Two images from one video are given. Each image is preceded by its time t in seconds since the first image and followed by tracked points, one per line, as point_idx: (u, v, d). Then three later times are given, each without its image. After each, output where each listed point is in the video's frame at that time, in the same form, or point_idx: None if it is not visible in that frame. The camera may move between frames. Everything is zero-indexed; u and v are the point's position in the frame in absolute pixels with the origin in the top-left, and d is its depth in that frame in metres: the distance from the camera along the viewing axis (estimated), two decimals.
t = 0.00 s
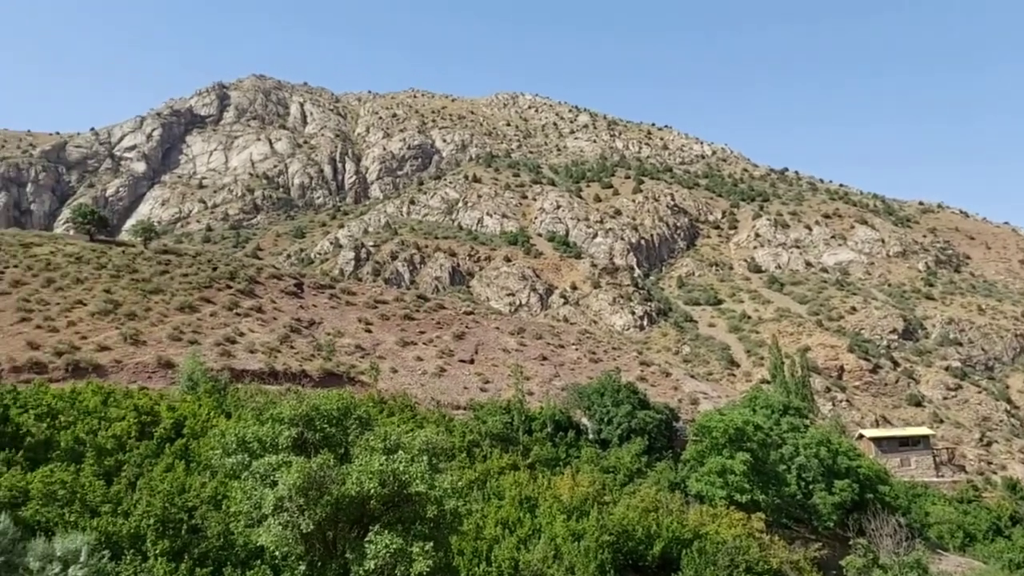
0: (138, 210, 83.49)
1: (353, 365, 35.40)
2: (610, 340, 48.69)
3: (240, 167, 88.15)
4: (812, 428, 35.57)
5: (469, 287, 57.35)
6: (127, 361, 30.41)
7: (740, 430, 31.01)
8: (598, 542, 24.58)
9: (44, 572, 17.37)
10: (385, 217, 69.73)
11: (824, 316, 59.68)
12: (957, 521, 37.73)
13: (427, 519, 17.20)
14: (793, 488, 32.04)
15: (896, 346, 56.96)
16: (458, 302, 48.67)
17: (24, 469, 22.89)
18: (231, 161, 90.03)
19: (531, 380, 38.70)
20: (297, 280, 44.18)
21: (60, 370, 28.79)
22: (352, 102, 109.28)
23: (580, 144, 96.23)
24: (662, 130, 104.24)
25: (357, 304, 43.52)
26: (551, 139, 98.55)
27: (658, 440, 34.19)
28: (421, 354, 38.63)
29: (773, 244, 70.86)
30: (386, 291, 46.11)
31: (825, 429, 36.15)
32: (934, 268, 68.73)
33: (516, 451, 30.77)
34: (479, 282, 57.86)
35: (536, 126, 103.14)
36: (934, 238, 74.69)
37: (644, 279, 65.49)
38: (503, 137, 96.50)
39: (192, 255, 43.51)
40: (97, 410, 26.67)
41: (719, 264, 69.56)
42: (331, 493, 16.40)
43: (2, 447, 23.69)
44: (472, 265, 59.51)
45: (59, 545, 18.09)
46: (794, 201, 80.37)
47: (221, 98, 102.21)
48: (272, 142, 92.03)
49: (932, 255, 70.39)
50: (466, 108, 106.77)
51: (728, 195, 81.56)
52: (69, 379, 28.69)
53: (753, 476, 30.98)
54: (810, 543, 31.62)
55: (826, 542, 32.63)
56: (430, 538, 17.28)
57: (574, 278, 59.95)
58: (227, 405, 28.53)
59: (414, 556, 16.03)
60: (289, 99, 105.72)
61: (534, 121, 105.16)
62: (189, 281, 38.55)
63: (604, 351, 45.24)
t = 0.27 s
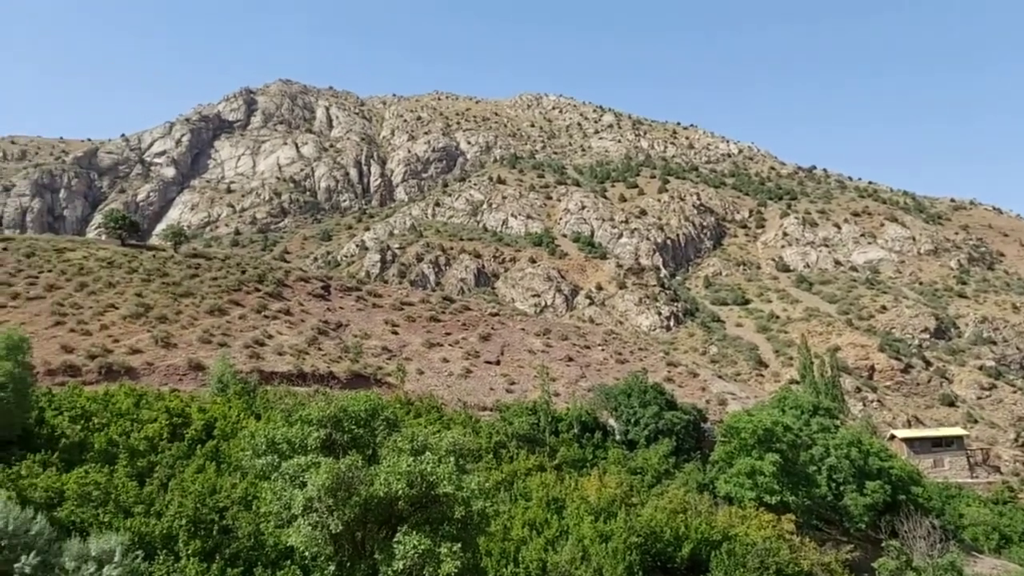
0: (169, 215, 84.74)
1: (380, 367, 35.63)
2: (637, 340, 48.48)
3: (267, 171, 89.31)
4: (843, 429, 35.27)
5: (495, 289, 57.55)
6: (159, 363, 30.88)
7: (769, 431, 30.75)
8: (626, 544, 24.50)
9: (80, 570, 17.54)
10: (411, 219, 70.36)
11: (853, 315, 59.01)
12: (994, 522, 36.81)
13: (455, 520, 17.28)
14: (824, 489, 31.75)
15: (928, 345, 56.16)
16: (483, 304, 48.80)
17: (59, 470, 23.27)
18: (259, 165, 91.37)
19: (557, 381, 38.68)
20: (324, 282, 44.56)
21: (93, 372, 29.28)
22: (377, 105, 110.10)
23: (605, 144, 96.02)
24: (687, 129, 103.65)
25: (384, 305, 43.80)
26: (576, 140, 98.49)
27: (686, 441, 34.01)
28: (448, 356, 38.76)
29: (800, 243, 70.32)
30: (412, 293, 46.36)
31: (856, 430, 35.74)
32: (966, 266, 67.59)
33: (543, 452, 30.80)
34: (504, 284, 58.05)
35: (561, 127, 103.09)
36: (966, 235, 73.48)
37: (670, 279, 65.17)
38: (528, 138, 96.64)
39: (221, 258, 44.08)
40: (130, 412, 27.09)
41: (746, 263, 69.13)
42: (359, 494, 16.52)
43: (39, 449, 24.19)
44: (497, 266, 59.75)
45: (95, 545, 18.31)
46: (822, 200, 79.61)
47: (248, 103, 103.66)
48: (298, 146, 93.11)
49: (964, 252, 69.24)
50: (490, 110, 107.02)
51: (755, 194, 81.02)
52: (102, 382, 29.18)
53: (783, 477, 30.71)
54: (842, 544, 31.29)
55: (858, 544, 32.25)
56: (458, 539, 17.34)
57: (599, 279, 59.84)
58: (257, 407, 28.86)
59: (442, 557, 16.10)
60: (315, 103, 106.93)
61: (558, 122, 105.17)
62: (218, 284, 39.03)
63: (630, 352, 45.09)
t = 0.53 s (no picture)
0: (188, 217, 86.00)
1: (398, 367, 35.75)
2: (654, 339, 48.34)
3: (285, 173, 90.09)
4: (864, 427, 35.02)
5: (511, 288, 57.68)
6: (180, 364, 31.18)
7: (789, 430, 30.54)
8: (646, 543, 24.42)
9: (104, 570, 17.76)
10: (427, 219, 70.99)
11: (874, 312, 58.46)
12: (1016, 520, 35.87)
13: (474, 519, 17.31)
14: (845, 488, 31.59)
15: (950, 342, 55.62)
16: (500, 303, 48.87)
17: (82, 471, 23.57)
18: (277, 167, 92.20)
19: (575, 380, 38.65)
20: (341, 283, 44.77)
21: (115, 374, 29.64)
22: (393, 106, 110.53)
23: (621, 143, 95.84)
24: (704, 127, 103.22)
25: (401, 306, 43.95)
26: (592, 138, 98.37)
27: (705, 440, 33.88)
28: (465, 356, 38.82)
29: (819, 240, 69.93)
30: (430, 293, 46.51)
31: (877, 428, 35.47)
32: (988, 261, 66.77)
33: (561, 451, 30.82)
34: (521, 283, 58.17)
35: (577, 126, 102.95)
36: (988, 231, 72.63)
37: (689, 277, 64.93)
38: (544, 137, 96.65)
39: (240, 260, 44.43)
40: (152, 412, 27.36)
41: (765, 261, 68.84)
42: (378, 493, 16.58)
43: (63, 450, 24.55)
44: (514, 266, 59.94)
45: (118, 544, 18.46)
46: (841, 196, 79.11)
47: (265, 105, 104.53)
48: (315, 148, 93.90)
49: (986, 248, 68.44)
50: (506, 109, 107.12)
51: (774, 191, 80.63)
52: (124, 383, 29.50)
53: (803, 476, 30.53)
54: (864, 544, 31.08)
55: (880, 543, 32.03)
56: (477, 538, 17.38)
57: (617, 278, 59.72)
58: (277, 407, 29.06)
59: (461, 556, 16.13)
60: (332, 104, 107.55)
61: (574, 120, 105.08)
62: (237, 286, 39.33)
63: (648, 351, 44.97)
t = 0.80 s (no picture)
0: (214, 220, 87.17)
1: (422, 367, 35.88)
2: (678, 337, 48.12)
3: (309, 175, 91.00)
4: (892, 425, 34.55)
5: (534, 288, 57.81)
6: (207, 365, 31.56)
7: (815, 428, 30.21)
8: (671, 543, 24.30)
9: (134, 569, 18.03)
10: (449, 219, 71.90)
11: (901, 309, 57.65)
12: None
13: (498, 518, 17.31)
14: (873, 487, 31.25)
15: (979, 338, 54.70)
16: (523, 303, 48.91)
17: (112, 471, 23.92)
18: (300, 169, 93.22)
19: (598, 379, 38.56)
20: (365, 284, 45.07)
21: (144, 375, 30.06)
22: (415, 107, 111.04)
23: (643, 140, 95.47)
24: (727, 124, 102.60)
25: (424, 306, 44.12)
26: (614, 136, 98.09)
27: (730, 439, 33.64)
28: (488, 355, 38.86)
29: (845, 237, 69.20)
30: (452, 294, 46.66)
31: (906, 426, 35.00)
32: (1019, 256, 65.53)
33: (585, 451, 30.79)
34: (543, 283, 58.27)
35: (598, 124, 102.74)
36: (1018, 225, 71.32)
37: (713, 275, 64.60)
38: (565, 136, 96.53)
39: (265, 262, 44.87)
40: (179, 413, 27.70)
41: (790, 258, 68.33)
42: (403, 493, 16.66)
43: (93, 450, 24.97)
44: (536, 265, 60.07)
45: (147, 544, 18.68)
46: (867, 191, 78.25)
47: (288, 109, 105.69)
48: (338, 150, 94.75)
49: (1017, 242, 67.20)
50: (527, 109, 107.24)
51: (799, 187, 79.96)
52: (152, 384, 29.92)
53: (830, 475, 30.22)
54: (893, 543, 30.69)
55: (909, 542, 31.64)
56: (502, 537, 17.38)
57: (639, 276, 59.50)
58: (302, 407, 29.30)
59: (486, 555, 16.15)
60: (354, 107, 108.44)
61: (596, 119, 104.82)
62: (262, 288, 39.73)
63: (672, 350, 44.75)
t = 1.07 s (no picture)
0: (252, 222, 88.93)
1: (457, 366, 36.02)
2: (715, 335, 47.66)
3: (343, 177, 92.06)
4: (936, 422, 33.83)
5: (568, 287, 57.88)
6: (247, 366, 32.06)
7: (856, 427, 29.69)
8: (709, 542, 24.11)
9: (178, 566, 18.38)
10: (483, 219, 72.13)
11: (944, 305, 56.35)
12: None
13: (535, 517, 17.31)
14: (917, 486, 30.72)
15: None
16: (556, 301, 48.86)
17: (156, 470, 24.35)
18: (335, 171, 94.35)
19: (633, 378, 38.38)
20: (400, 284, 45.40)
21: (186, 376, 30.61)
22: (448, 107, 111.47)
23: (678, 136, 94.66)
24: (763, 118, 101.32)
25: (459, 305, 44.29)
26: (648, 133, 97.43)
27: (769, 437, 33.24)
28: (523, 354, 38.86)
29: (886, 231, 67.96)
30: (486, 293, 46.77)
31: (950, 424, 34.26)
32: None
33: (622, 450, 30.69)
34: (577, 281, 58.27)
35: (632, 121, 102.10)
36: None
37: (749, 272, 63.86)
38: (599, 133, 96.09)
39: (302, 263, 45.43)
40: (221, 413, 28.14)
41: (828, 254, 67.42)
42: (440, 491, 16.75)
43: (138, 450, 25.45)
44: (569, 264, 60.12)
45: (191, 541, 18.97)
46: (908, 185, 76.78)
47: (323, 111, 107.09)
48: (372, 151, 95.80)
49: None
50: (559, 107, 107.08)
51: (837, 181, 78.77)
52: (194, 385, 30.45)
53: (872, 474, 29.73)
54: (938, 543, 30.08)
55: (954, 542, 30.99)
56: (539, 536, 17.36)
57: (675, 274, 59.05)
58: (340, 407, 29.59)
59: (523, 554, 16.15)
60: (387, 108, 109.32)
61: (629, 115, 104.19)
62: (300, 289, 40.26)
63: (709, 348, 44.34)
